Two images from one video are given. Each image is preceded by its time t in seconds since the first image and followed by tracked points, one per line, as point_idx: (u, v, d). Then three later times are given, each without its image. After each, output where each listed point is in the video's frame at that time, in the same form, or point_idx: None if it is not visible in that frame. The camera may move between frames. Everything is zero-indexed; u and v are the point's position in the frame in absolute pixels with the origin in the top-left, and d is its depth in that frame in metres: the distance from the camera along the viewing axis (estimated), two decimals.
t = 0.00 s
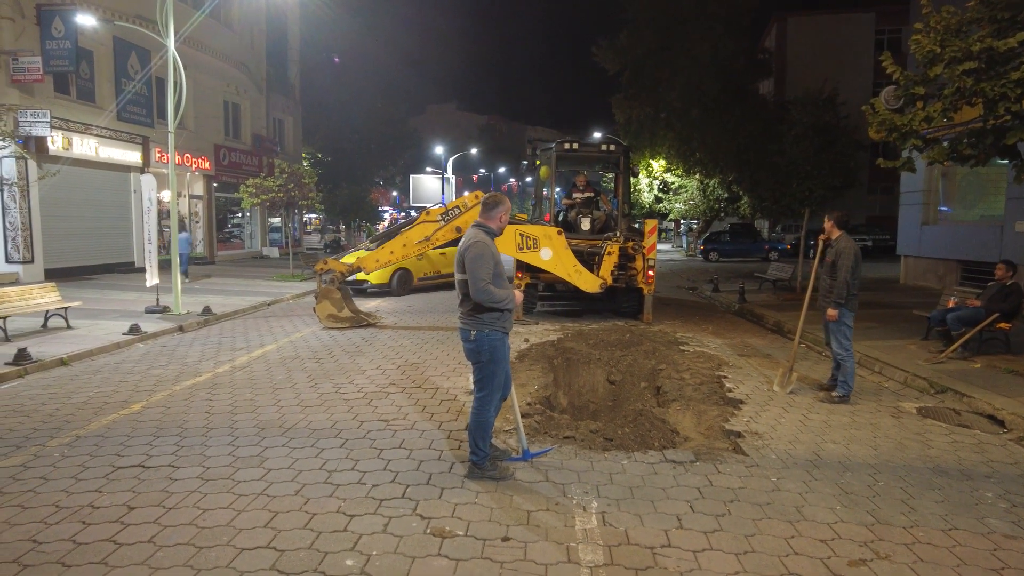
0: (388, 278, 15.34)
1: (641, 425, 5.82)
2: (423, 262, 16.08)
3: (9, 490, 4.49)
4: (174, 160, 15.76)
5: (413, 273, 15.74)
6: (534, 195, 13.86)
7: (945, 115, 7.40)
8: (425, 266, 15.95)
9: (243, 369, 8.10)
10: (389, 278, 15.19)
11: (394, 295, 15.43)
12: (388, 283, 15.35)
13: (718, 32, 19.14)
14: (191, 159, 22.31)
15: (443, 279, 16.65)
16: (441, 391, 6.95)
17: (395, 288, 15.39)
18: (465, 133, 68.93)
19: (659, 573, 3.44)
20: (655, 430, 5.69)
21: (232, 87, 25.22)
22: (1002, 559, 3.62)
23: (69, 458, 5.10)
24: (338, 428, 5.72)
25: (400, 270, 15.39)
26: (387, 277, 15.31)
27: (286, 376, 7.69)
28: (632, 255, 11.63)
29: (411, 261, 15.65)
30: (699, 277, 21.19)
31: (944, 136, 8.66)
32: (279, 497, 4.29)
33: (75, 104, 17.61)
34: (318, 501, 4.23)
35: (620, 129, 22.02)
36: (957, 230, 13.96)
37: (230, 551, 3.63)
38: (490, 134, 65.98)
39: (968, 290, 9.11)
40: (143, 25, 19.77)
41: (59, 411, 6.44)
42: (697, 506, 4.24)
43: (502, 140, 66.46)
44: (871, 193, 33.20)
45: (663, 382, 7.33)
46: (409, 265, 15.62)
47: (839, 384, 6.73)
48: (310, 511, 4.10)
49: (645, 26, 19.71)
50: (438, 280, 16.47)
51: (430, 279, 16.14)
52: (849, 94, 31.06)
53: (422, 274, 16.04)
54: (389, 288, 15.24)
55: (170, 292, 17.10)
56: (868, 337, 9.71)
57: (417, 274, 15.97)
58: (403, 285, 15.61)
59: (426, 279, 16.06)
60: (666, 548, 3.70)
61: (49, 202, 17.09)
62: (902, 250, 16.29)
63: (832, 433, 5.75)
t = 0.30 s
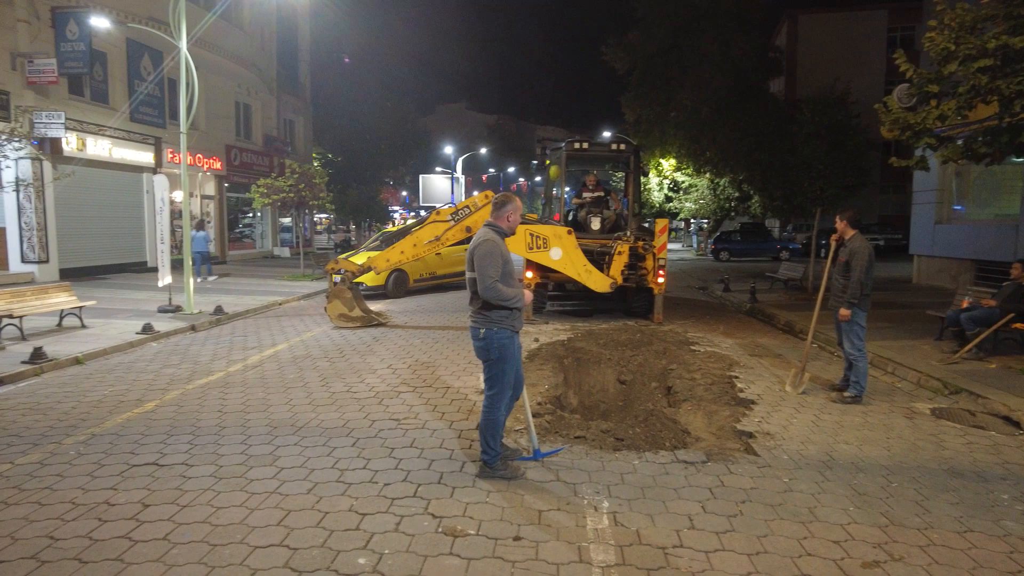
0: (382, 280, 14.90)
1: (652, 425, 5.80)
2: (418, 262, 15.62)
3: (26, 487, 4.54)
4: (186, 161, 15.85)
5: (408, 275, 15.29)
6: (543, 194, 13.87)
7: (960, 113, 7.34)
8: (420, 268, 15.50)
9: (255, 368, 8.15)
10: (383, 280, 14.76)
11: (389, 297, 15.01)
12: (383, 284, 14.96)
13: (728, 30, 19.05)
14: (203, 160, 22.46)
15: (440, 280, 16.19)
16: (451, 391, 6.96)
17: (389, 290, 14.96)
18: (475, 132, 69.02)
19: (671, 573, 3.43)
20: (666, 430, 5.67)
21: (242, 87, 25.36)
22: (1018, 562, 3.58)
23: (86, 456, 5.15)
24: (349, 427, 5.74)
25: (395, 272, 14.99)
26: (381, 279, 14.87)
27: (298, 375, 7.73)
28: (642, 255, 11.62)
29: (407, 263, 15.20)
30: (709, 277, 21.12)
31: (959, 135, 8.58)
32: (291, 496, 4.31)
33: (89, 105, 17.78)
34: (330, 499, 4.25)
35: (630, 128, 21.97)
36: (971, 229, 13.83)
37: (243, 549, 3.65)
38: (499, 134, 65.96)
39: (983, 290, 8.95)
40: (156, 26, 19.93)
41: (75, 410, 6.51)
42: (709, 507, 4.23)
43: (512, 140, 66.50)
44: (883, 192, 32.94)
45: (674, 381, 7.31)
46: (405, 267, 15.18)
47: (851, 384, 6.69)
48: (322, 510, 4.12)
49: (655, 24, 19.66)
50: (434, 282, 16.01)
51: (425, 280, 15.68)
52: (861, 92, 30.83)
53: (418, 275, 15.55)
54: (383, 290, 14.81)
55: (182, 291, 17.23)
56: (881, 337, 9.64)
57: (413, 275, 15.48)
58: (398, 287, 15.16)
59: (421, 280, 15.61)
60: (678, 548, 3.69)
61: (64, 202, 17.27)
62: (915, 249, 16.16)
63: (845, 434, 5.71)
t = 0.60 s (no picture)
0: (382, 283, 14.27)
1: (670, 426, 5.77)
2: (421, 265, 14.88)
3: (52, 483, 4.62)
4: (205, 163, 15.99)
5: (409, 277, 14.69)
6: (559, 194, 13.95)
7: (984, 111, 7.20)
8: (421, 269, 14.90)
9: (274, 367, 8.21)
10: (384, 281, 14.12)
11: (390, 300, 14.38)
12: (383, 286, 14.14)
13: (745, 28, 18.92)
14: (222, 160, 22.69)
15: (442, 284, 15.60)
16: (468, 390, 6.97)
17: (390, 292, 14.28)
18: (490, 132, 69.11)
19: (690, 574, 3.42)
20: (683, 431, 5.64)
21: (260, 88, 25.60)
22: None
23: (110, 451, 5.24)
24: (367, 425, 5.78)
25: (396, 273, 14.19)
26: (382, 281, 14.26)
27: (316, 374, 7.79)
28: (659, 255, 11.56)
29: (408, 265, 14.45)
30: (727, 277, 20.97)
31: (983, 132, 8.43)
32: (310, 494, 4.35)
33: (110, 107, 18.05)
34: (349, 497, 4.28)
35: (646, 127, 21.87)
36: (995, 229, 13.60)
37: (264, 545, 3.68)
38: (514, 134, 65.91)
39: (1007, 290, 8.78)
40: (176, 29, 20.20)
41: (98, 406, 6.62)
42: (727, 508, 4.20)
43: (527, 140, 66.49)
44: (904, 191, 32.50)
45: (691, 383, 7.26)
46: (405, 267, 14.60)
47: (871, 385, 6.62)
48: (341, 507, 4.15)
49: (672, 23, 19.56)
50: (436, 285, 15.40)
51: (428, 283, 15.07)
52: (882, 90, 30.44)
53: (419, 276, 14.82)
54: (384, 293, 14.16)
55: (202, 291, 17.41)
56: (903, 338, 9.52)
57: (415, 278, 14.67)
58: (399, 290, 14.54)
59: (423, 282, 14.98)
60: (696, 549, 3.67)
61: (87, 203, 17.53)
62: (936, 249, 15.95)
63: (865, 435, 5.65)
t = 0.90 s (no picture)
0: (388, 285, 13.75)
1: (691, 428, 5.72)
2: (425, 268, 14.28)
3: (82, 478, 4.72)
4: (228, 164, 16.17)
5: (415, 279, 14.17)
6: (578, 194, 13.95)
7: (1014, 108, 7.02)
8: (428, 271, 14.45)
9: (296, 366, 8.29)
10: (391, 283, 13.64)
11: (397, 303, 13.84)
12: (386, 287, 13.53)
13: (766, 27, 18.76)
14: (244, 162, 22.96)
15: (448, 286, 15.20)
16: (488, 390, 6.98)
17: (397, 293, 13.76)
18: (509, 133, 69.18)
19: None
20: (704, 433, 5.60)
21: (282, 90, 25.88)
22: None
23: (136, 448, 5.34)
24: (388, 424, 5.82)
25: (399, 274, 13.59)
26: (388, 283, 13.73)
27: (337, 373, 7.86)
28: (679, 255, 11.51)
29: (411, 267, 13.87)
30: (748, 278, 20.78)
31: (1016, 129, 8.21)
32: (331, 492, 4.39)
33: (136, 109, 18.36)
34: (370, 496, 4.31)
35: (665, 127, 21.76)
36: None
37: (287, 543, 3.73)
38: (532, 135, 65.83)
39: None
40: (200, 33, 20.50)
41: (124, 404, 6.74)
42: (749, 511, 4.17)
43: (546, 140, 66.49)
44: (930, 191, 31.95)
45: (712, 385, 7.20)
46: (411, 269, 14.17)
47: (896, 389, 6.53)
48: (362, 506, 4.18)
49: (692, 22, 19.44)
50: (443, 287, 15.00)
51: (435, 285, 14.60)
52: (906, 88, 29.97)
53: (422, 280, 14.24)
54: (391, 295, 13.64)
55: (224, 290, 17.63)
56: (928, 341, 9.36)
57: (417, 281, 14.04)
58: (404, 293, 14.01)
59: (429, 285, 14.50)
60: (718, 552, 3.65)
61: (113, 204, 17.85)
62: (963, 250, 15.67)
63: (890, 439, 5.57)
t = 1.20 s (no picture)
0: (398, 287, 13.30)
1: (719, 430, 5.66)
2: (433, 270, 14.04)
3: (119, 471, 4.84)
4: (258, 165, 16.40)
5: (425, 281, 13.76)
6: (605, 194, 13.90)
7: None
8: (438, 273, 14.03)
9: (325, 365, 8.38)
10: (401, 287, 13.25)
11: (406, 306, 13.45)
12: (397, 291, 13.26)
13: (796, 24, 18.49)
14: (274, 162, 23.32)
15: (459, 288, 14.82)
16: (514, 390, 6.99)
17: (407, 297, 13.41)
18: (535, 133, 69.18)
19: None
20: (734, 436, 5.53)
21: (311, 92, 26.23)
22: None
23: (170, 443, 5.45)
24: (415, 422, 5.87)
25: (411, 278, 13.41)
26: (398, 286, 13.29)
27: (365, 371, 7.93)
28: (707, 255, 11.34)
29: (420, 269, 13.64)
30: (777, 279, 20.49)
31: None
32: (360, 489, 4.43)
33: (170, 111, 18.76)
34: (398, 493, 4.35)
35: (693, 126, 21.57)
36: None
37: (316, 538, 3.77)
38: (558, 135, 65.65)
39: None
40: (233, 36, 20.86)
41: (159, 399, 6.91)
42: (779, 515, 4.11)
43: (572, 140, 66.35)
44: (967, 190, 31.14)
45: (741, 387, 7.10)
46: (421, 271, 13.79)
47: (932, 393, 6.39)
48: (390, 503, 4.22)
49: (721, 20, 19.24)
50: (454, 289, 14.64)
51: (445, 288, 14.19)
52: (942, 85, 29.27)
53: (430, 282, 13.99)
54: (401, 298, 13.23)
55: (254, 289, 17.90)
56: (965, 344, 9.13)
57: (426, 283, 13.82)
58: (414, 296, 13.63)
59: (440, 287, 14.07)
60: (748, 556, 3.60)
61: (148, 204, 18.26)
62: (1002, 251, 15.25)
63: (925, 444, 5.45)
